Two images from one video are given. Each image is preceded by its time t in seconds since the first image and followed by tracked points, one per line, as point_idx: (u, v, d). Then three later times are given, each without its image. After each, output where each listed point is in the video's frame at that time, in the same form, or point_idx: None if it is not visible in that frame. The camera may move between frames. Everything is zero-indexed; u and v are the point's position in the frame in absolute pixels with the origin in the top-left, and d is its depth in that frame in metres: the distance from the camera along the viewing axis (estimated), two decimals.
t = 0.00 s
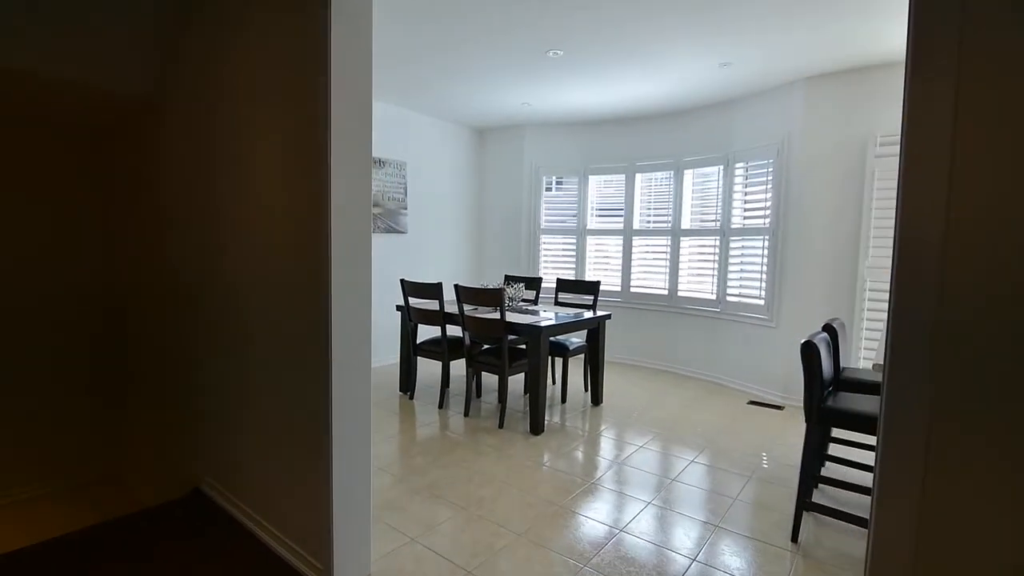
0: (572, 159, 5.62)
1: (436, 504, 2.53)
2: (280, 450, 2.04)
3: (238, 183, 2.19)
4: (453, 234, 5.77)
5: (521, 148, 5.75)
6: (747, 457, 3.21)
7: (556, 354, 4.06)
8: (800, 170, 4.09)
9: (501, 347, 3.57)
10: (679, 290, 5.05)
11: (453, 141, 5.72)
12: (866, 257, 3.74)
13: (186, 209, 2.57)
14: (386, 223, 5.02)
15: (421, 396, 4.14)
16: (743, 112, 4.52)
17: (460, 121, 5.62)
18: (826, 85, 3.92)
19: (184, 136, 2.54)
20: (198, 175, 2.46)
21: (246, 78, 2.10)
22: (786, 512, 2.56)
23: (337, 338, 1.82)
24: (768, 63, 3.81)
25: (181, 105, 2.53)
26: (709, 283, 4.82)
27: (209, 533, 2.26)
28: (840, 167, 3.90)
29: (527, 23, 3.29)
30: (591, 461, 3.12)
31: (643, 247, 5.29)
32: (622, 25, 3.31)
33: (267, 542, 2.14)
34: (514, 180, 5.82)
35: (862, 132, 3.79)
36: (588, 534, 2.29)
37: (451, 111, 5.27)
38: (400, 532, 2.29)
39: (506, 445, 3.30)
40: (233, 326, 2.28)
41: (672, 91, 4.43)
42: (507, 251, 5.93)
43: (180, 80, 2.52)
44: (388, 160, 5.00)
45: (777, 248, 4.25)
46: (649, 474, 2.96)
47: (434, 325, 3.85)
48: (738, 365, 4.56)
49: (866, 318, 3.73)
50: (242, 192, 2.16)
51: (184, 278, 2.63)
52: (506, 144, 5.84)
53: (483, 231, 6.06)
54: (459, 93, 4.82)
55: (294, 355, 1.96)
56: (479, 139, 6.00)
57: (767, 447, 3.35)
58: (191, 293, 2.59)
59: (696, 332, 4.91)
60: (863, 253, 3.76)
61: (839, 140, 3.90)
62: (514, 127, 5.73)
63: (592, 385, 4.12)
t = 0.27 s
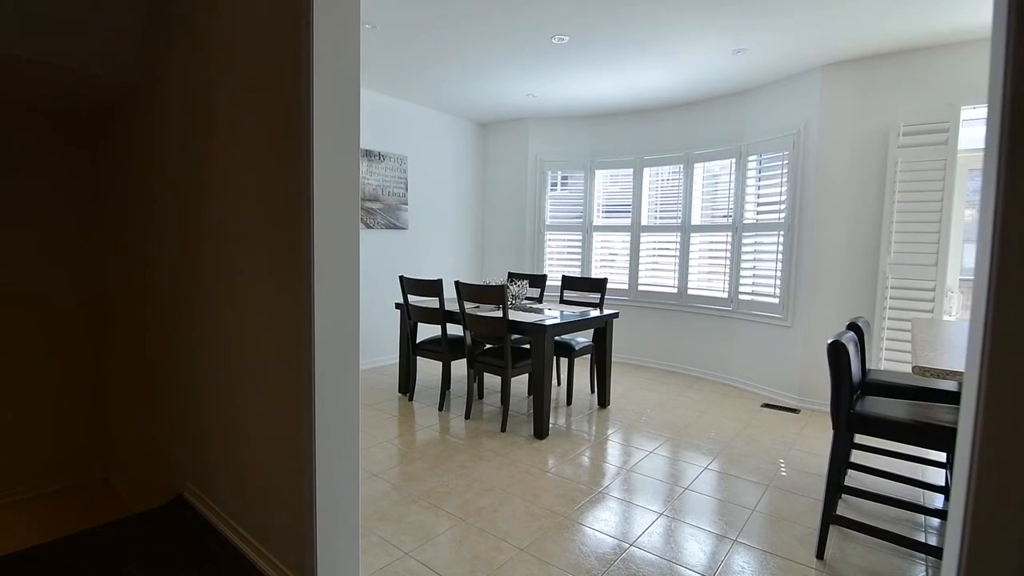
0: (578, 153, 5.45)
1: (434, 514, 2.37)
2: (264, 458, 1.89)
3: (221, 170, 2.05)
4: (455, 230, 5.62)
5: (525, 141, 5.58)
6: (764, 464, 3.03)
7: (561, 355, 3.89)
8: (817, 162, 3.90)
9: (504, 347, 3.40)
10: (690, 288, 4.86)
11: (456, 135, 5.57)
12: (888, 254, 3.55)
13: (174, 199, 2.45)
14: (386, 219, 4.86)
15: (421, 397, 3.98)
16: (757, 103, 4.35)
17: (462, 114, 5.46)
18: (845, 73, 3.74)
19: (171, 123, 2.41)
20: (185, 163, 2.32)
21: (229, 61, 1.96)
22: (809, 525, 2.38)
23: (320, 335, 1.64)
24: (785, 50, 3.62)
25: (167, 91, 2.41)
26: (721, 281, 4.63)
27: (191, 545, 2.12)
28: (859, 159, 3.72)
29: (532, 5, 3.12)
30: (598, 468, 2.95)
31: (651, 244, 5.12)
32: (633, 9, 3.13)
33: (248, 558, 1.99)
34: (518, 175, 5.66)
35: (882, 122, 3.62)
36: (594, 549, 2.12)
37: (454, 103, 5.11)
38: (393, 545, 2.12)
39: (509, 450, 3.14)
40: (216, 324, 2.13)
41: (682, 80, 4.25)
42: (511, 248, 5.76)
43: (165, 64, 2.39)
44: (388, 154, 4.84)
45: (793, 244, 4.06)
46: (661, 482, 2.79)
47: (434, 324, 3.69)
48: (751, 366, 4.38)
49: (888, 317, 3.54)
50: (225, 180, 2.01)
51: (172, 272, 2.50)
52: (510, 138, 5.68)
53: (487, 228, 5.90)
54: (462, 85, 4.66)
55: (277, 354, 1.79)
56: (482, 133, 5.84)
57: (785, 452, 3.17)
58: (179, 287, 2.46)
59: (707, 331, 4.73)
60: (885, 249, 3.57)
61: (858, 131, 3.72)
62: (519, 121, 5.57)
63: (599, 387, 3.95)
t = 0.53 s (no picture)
0: (585, 148, 5.29)
1: (429, 526, 2.21)
2: (246, 465, 1.75)
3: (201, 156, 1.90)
4: (459, 227, 5.48)
5: (531, 136, 5.43)
6: (781, 472, 2.86)
7: (567, 356, 3.74)
8: (836, 154, 3.73)
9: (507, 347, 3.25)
10: (700, 287, 4.70)
11: (459, 130, 5.43)
12: (912, 250, 3.37)
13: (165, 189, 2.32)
14: (386, 215, 4.73)
15: (422, 400, 3.84)
16: (771, 94, 4.18)
17: (466, 108, 5.32)
18: (864, 61, 3.57)
19: (157, 108, 2.29)
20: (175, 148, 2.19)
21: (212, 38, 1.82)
22: (833, 539, 2.21)
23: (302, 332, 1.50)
24: (801, 37, 3.45)
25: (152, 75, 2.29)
26: (733, 279, 4.46)
27: (171, 558, 1.97)
28: (881, 151, 3.54)
29: None
30: (606, 474, 2.79)
31: (661, 241, 4.95)
32: None
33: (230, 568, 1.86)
34: (523, 170, 5.51)
35: (905, 112, 3.44)
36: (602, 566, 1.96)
37: (457, 97, 4.97)
38: (385, 561, 1.97)
39: (512, 455, 2.99)
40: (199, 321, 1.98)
41: (693, 70, 4.09)
42: (516, 246, 5.61)
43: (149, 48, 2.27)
44: (388, 149, 4.71)
45: (810, 241, 3.88)
46: (671, 488, 2.63)
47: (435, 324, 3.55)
48: (766, 369, 4.21)
49: (912, 317, 3.36)
50: (210, 166, 1.89)
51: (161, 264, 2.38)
52: (514, 133, 5.53)
53: (491, 225, 5.75)
54: (465, 77, 4.52)
55: (260, 352, 1.65)
56: (486, 128, 5.70)
57: (803, 460, 3.00)
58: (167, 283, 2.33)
59: (719, 332, 4.56)
60: (909, 245, 3.39)
61: (879, 121, 3.54)
62: (524, 115, 5.42)
63: (607, 389, 3.79)
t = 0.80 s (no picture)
0: (589, 143, 5.15)
1: (424, 537, 2.09)
2: (218, 477, 1.60)
3: (168, 141, 1.73)
4: (460, 225, 5.35)
5: (534, 131, 5.29)
6: (797, 479, 2.72)
7: (571, 357, 3.61)
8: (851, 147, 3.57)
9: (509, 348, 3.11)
10: (709, 286, 4.55)
11: (461, 125, 5.30)
12: (932, 246, 3.22)
13: (124, 174, 2.08)
14: (385, 212, 4.60)
15: (420, 402, 3.72)
16: (783, 85, 4.03)
17: (467, 103, 5.19)
18: (881, 49, 3.42)
19: (119, 90, 2.08)
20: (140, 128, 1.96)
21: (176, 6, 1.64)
22: (854, 553, 2.07)
23: (279, 330, 1.35)
24: (817, 25, 3.30)
25: (114, 58, 2.12)
26: (743, 278, 4.32)
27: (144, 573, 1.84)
28: (900, 143, 3.39)
29: None
30: (610, 481, 2.66)
31: (667, 239, 4.81)
32: None
33: None
34: (526, 167, 5.38)
35: (926, 101, 3.28)
36: None
37: (458, 91, 4.85)
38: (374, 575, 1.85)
39: (512, 460, 2.86)
40: (173, 321, 1.82)
41: (702, 61, 3.95)
42: (519, 244, 5.48)
43: (112, 27, 2.09)
44: (388, 144, 4.58)
45: (823, 238, 3.73)
46: (681, 497, 2.49)
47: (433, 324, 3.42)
48: (777, 371, 4.06)
49: (932, 317, 3.21)
50: (176, 148, 1.71)
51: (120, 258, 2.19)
52: (518, 128, 5.40)
53: (493, 223, 5.63)
54: (466, 70, 4.39)
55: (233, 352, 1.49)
56: (489, 123, 5.56)
57: (819, 467, 2.85)
58: (134, 281, 2.12)
59: (728, 333, 4.43)
60: (929, 241, 3.24)
61: (898, 112, 3.38)
62: (527, 109, 5.29)
63: (611, 392, 3.65)
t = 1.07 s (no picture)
0: (592, 136, 5.00)
1: (412, 549, 1.94)
2: (183, 485, 1.47)
3: (132, 119, 1.59)
4: (459, 221, 5.21)
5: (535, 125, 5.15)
6: (811, 486, 2.56)
7: (572, 357, 3.47)
8: (866, 137, 3.42)
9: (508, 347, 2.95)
10: (716, 284, 4.40)
11: (460, 118, 5.16)
12: (953, 241, 3.07)
13: (90, 157, 1.94)
14: (381, 207, 4.47)
15: (415, 403, 3.58)
16: (794, 75, 3.87)
17: (467, 95, 5.05)
18: (899, 34, 3.25)
19: (84, 68, 1.94)
20: (105, 105, 1.81)
21: None
22: (878, 569, 1.91)
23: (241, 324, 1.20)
24: (832, 9, 3.14)
25: (76, 36, 1.97)
26: (751, 275, 4.16)
27: None
28: (919, 132, 3.22)
29: None
30: (613, 487, 2.51)
31: (673, 235, 4.66)
32: None
33: None
34: (527, 161, 5.23)
35: (947, 88, 3.12)
36: None
37: (457, 82, 4.71)
38: None
39: (509, 465, 2.71)
40: (138, 315, 1.68)
41: (709, 49, 3.79)
42: (520, 241, 5.34)
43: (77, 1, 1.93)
44: (384, 137, 4.45)
45: (836, 233, 3.57)
46: (688, 506, 2.34)
47: (429, 322, 3.28)
48: (787, 371, 3.91)
49: (953, 315, 3.05)
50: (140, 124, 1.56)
51: (89, 249, 2.04)
52: (519, 122, 5.25)
53: (493, 220, 5.49)
54: (464, 61, 4.25)
55: (196, 348, 1.34)
56: (489, 117, 5.42)
57: (835, 473, 2.69)
58: (101, 272, 1.95)
59: (736, 332, 4.27)
60: (950, 235, 3.08)
61: (916, 99, 3.22)
62: (529, 102, 5.14)
63: (614, 393, 3.50)
